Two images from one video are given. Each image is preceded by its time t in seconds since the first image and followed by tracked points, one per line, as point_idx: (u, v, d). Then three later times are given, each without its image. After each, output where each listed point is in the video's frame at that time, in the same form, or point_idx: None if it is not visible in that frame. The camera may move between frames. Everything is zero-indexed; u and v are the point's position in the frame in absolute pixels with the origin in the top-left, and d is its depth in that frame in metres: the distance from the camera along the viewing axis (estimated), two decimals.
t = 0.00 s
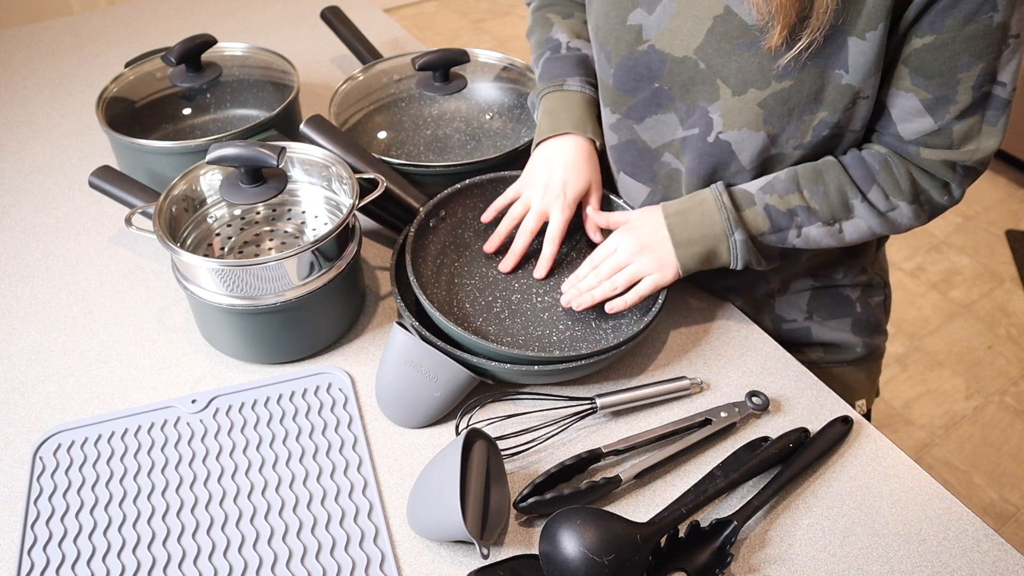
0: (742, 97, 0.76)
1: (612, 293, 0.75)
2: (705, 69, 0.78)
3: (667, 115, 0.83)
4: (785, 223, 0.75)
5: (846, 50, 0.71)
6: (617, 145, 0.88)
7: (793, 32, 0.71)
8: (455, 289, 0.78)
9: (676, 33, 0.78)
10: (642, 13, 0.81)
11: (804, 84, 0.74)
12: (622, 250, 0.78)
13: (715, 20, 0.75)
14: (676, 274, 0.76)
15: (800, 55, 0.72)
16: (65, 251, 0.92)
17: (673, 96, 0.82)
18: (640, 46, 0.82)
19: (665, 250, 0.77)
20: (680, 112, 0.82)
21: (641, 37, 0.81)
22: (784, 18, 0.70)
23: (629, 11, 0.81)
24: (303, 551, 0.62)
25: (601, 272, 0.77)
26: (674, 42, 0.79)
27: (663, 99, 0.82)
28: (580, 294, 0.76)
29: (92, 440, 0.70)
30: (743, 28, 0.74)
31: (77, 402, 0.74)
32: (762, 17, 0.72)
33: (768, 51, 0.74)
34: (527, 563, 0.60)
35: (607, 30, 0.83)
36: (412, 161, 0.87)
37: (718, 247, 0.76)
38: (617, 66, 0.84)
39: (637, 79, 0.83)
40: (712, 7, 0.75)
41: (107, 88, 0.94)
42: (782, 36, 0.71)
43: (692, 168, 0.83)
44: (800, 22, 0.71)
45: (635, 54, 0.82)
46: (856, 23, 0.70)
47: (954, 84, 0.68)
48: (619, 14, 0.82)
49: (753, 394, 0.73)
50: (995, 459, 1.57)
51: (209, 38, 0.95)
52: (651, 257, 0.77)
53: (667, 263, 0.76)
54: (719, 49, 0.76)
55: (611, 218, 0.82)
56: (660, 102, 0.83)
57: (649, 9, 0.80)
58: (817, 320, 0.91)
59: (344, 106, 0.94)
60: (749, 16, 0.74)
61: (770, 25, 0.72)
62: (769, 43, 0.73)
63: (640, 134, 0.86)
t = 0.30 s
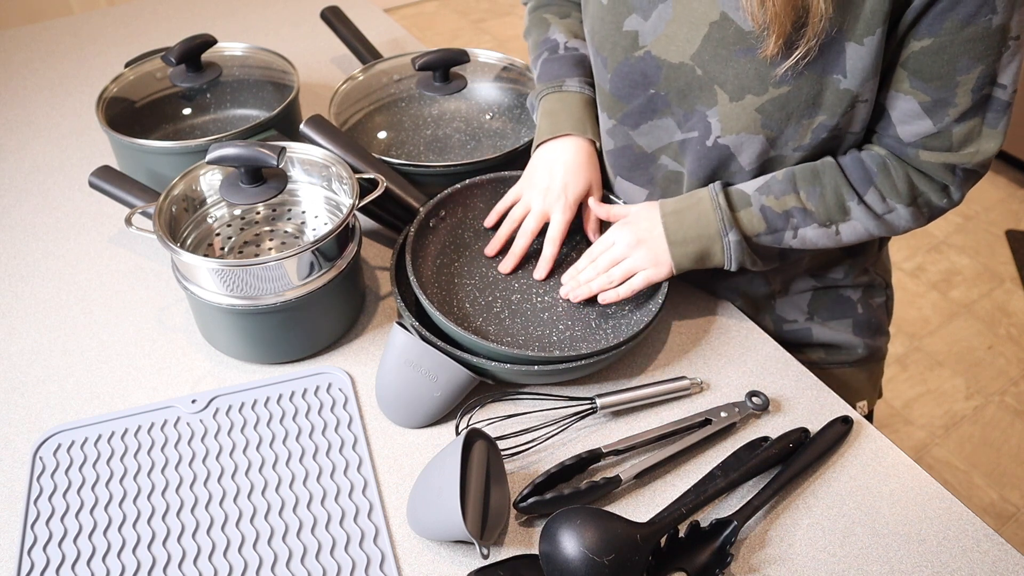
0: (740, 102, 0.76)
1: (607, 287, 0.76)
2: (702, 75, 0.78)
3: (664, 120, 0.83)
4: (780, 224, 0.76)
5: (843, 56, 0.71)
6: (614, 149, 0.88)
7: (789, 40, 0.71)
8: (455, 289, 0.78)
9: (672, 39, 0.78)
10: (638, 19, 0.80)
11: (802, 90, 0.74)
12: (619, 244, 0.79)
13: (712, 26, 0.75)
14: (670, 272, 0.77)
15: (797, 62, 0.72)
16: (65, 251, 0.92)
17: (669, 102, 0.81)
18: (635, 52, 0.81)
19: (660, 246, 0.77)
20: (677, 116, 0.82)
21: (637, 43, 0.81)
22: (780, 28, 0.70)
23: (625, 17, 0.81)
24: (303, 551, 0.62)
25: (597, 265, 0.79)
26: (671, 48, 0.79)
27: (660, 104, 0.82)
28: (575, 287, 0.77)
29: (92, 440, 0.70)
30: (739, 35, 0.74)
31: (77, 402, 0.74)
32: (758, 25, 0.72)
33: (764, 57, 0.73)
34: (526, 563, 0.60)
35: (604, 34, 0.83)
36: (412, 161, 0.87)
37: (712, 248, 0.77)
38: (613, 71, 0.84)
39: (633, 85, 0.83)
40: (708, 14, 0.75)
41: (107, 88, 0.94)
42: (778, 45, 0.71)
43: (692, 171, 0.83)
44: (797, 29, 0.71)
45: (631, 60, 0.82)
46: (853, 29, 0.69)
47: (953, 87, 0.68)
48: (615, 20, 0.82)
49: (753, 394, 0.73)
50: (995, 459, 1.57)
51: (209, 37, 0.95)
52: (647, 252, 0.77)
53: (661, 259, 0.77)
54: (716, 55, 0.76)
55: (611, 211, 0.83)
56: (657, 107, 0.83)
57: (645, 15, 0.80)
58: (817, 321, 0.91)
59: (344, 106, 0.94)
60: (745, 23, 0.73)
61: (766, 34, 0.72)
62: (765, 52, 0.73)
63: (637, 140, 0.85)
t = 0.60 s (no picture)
0: (738, 107, 0.76)
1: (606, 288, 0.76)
2: (701, 78, 0.78)
3: (663, 123, 0.83)
4: (780, 228, 0.76)
5: (841, 61, 0.71)
6: (613, 151, 0.88)
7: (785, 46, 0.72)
8: (455, 289, 0.78)
9: (671, 43, 0.78)
10: (637, 23, 0.80)
11: (800, 95, 0.74)
12: (619, 245, 0.79)
13: (710, 31, 0.75)
14: (670, 273, 0.77)
15: (793, 70, 0.72)
16: (65, 251, 0.92)
17: (669, 104, 0.82)
18: (634, 55, 0.81)
19: (660, 248, 0.77)
20: (676, 119, 0.82)
21: (636, 46, 0.81)
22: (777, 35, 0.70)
23: (624, 21, 0.81)
24: (304, 551, 0.62)
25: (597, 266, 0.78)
26: (670, 52, 0.79)
27: (660, 107, 0.82)
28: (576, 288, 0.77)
29: (92, 440, 0.70)
30: (737, 40, 0.74)
31: (77, 402, 0.74)
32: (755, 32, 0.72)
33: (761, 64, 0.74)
34: (526, 563, 0.60)
35: (603, 37, 0.83)
36: (413, 161, 0.87)
37: (711, 249, 0.77)
38: (612, 74, 0.84)
39: (632, 88, 0.83)
40: (707, 18, 0.75)
41: (107, 88, 0.94)
42: (774, 53, 0.71)
43: (691, 172, 0.83)
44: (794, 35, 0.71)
45: (630, 63, 0.82)
46: (852, 33, 0.69)
47: (951, 92, 0.68)
48: (613, 23, 0.82)
49: (753, 394, 0.73)
50: (995, 459, 1.57)
51: (208, 37, 0.95)
52: (647, 254, 0.77)
53: (661, 260, 0.77)
54: (715, 60, 0.76)
55: (612, 211, 0.83)
56: (657, 110, 0.83)
57: (644, 19, 0.80)
58: (817, 321, 0.91)
59: (344, 106, 0.94)
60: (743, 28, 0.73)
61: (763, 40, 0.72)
62: (763, 59, 0.73)
63: (637, 142, 0.85)
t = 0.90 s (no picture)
0: (740, 107, 0.76)
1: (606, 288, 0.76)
2: (702, 78, 0.78)
3: (664, 123, 0.83)
4: (780, 228, 0.76)
5: (843, 62, 0.71)
6: (614, 151, 0.88)
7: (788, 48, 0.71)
8: (455, 289, 0.78)
9: (672, 43, 0.78)
10: (638, 23, 0.80)
11: (801, 95, 0.74)
12: (619, 245, 0.79)
13: (711, 31, 0.75)
14: (670, 274, 0.77)
15: (796, 72, 0.72)
16: (65, 251, 0.92)
17: (669, 104, 0.82)
18: (636, 55, 0.81)
19: (660, 248, 0.77)
20: (677, 119, 0.82)
21: (637, 46, 0.81)
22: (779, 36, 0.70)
23: (625, 20, 0.81)
24: (304, 551, 0.62)
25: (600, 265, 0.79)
26: (671, 52, 0.79)
27: (660, 107, 0.82)
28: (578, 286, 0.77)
29: (92, 440, 0.70)
30: (739, 40, 0.74)
31: (77, 402, 0.74)
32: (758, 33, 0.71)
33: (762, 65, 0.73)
34: (526, 563, 0.60)
35: (604, 37, 0.83)
36: (413, 161, 0.87)
37: (711, 249, 0.77)
38: (613, 74, 0.84)
39: (633, 88, 0.83)
40: (709, 18, 0.75)
41: (107, 88, 0.94)
42: (777, 54, 0.71)
43: (692, 172, 0.83)
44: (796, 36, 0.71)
45: (631, 63, 0.82)
46: (855, 34, 0.69)
47: (952, 93, 0.68)
48: (615, 23, 0.82)
49: (753, 394, 0.73)
50: (995, 459, 1.57)
51: (208, 37, 0.95)
52: (647, 254, 0.77)
53: (661, 260, 0.77)
54: (716, 60, 0.76)
55: (612, 211, 0.83)
56: (657, 110, 0.83)
57: (645, 18, 0.80)
58: (817, 321, 0.91)
59: (344, 106, 0.94)
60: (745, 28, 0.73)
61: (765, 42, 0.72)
62: (766, 60, 0.72)
63: (638, 141, 0.85)
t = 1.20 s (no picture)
0: (742, 104, 0.76)
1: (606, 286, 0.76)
2: (705, 76, 0.77)
3: (666, 121, 0.83)
4: (785, 229, 0.76)
5: (845, 60, 0.71)
6: (616, 149, 0.88)
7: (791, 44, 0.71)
8: (456, 289, 0.78)
9: (675, 41, 0.78)
10: (641, 20, 0.80)
11: (803, 93, 0.74)
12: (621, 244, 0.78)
13: (714, 28, 0.75)
14: (670, 274, 0.76)
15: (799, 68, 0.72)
16: (65, 251, 0.92)
17: (672, 103, 0.82)
18: (638, 53, 0.81)
19: (662, 248, 0.77)
20: (679, 117, 0.82)
21: (639, 44, 0.81)
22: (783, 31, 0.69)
23: (627, 18, 0.81)
24: (303, 551, 0.62)
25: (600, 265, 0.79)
26: (674, 50, 0.79)
27: (662, 105, 0.82)
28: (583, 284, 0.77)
29: (92, 440, 0.70)
30: (742, 38, 0.74)
31: (77, 402, 0.74)
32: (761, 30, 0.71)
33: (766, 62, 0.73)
34: (526, 563, 0.60)
35: (606, 35, 0.83)
36: (413, 161, 0.87)
37: (714, 252, 0.77)
38: (615, 72, 0.84)
39: (635, 86, 0.83)
40: (711, 16, 0.75)
41: (107, 88, 0.94)
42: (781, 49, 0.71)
43: (693, 171, 0.83)
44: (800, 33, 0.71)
45: (634, 61, 0.82)
46: (857, 32, 0.69)
47: (955, 92, 0.68)
48: (617, 20, 0.82)
49: (753, 394, 0.73)
50: (995, 459, 1.57)
51: (208, 37, 0.95)
52: (649, 255, 0.77)
53: (662, 261, 0.76)
54: (718, 58, 0.76)
55: (612, 211, 0.83)
56: (659, 108, 0.83)
57: (647, 16, 0.80)
58: (818, 321, 0.91)
59: (344, 106, 0.94)
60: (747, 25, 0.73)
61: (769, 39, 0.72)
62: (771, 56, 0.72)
63: (640, 140, 0.86)
